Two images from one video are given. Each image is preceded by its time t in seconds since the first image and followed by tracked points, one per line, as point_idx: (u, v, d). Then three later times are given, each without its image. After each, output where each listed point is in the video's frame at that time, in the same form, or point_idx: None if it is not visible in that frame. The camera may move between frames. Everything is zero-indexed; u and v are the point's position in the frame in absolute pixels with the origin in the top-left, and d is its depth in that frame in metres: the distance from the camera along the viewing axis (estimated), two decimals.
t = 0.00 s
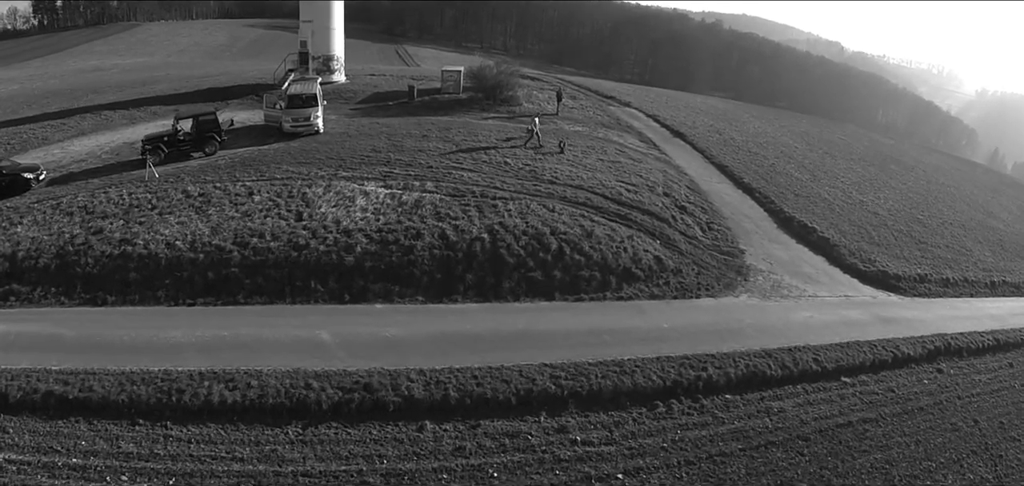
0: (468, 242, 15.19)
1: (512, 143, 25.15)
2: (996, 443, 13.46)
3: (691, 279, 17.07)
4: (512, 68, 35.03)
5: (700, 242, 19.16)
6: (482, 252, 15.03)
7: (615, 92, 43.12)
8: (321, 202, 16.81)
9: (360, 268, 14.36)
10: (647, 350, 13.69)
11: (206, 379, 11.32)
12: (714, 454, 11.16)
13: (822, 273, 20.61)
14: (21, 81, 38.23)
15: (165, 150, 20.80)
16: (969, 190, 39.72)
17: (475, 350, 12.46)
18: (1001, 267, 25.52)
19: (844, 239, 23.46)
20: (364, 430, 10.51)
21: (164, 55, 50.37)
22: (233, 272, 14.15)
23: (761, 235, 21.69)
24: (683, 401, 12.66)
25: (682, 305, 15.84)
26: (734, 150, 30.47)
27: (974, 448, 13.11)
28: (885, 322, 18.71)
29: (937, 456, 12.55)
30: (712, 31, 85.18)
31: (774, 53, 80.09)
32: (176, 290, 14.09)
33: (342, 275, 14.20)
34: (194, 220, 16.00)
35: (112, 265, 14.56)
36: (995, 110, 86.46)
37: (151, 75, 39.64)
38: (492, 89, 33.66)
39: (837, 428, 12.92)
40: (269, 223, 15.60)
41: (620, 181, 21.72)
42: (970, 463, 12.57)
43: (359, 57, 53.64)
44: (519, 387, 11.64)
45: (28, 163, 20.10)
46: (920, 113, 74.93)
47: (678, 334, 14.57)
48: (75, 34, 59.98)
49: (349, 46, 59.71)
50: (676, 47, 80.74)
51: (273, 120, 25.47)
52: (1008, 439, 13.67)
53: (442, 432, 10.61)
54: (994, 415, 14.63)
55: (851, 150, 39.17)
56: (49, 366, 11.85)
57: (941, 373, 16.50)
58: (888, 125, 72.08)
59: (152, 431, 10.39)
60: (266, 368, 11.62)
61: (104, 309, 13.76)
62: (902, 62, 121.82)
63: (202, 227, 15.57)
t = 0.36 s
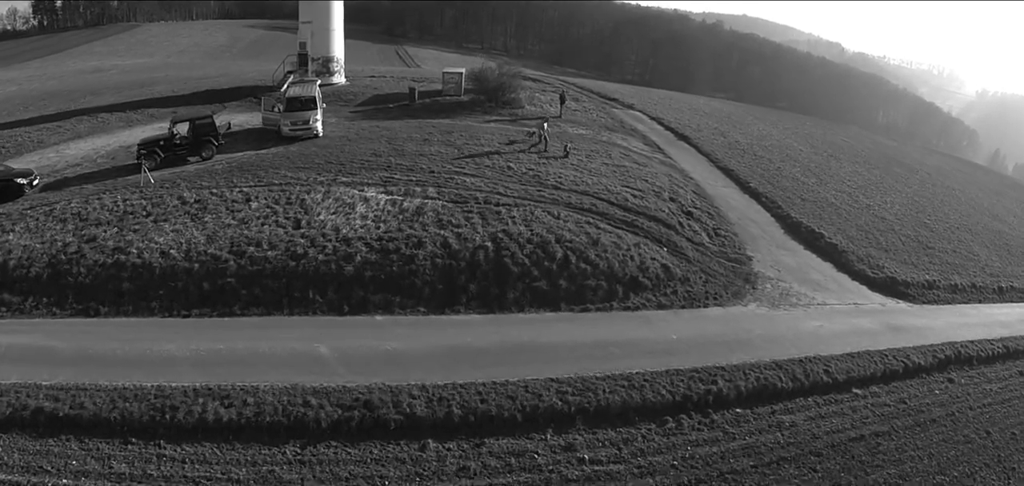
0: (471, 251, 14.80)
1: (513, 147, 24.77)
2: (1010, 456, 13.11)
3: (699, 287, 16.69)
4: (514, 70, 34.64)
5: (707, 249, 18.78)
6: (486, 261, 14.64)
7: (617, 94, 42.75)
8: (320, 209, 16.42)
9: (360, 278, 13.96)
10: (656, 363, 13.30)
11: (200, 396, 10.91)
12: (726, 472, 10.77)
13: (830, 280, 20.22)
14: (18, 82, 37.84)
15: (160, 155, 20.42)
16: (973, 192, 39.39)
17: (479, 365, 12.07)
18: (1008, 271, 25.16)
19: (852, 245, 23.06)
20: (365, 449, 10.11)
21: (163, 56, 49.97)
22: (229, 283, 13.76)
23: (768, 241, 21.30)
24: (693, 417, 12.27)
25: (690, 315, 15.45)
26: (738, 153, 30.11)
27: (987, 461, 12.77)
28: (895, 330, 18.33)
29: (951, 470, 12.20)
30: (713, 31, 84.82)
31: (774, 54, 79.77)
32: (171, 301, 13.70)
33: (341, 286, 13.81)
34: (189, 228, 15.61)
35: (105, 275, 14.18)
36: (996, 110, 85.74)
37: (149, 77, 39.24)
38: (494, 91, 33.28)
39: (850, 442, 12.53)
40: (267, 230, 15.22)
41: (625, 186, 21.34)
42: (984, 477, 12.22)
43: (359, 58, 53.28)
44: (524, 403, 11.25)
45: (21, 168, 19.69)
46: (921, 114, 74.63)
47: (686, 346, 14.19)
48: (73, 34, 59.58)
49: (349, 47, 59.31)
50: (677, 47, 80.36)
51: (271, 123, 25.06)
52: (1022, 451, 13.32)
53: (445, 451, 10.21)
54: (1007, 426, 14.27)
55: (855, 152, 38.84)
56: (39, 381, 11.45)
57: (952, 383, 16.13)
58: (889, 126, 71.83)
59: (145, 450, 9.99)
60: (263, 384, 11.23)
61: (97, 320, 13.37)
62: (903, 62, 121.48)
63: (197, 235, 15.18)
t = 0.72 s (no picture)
0: (473, 260, 14.41)
1: (514, 151, 24.40)
2: None
3: (707, 296, 16.31)
4: (516, 71, 34.25)
5: (714, 256, 18.40)
6: (488, 271, 14.25)
7: (619, 95, 42.37)
8: (318, 217, 16.04)
9: (359, 289, 13.55)
10: (664, 377, 12.92)
11: (194, 414, 10.50)
12: None
13: (838, 288, 19.84)
14: (13, 84, 37.41)
15: (155, 160, 20.01)
16: (976, 194, 39.09)
17: (482, 380, 11.68)
18: (1015, 276, 24.81)
19: (859, 250, 22.68)
20: (364, 471, 9.71)
21: (161, 57, 49.53)
22: (224, 294, 13.36)
23: (775, 247, 20.91)
24: (703, 432, 11.87)
25: (697, 325, 15.07)
26: (742, 156, 29.79)
27: (1001, 474, 12.42)
28: (904, 339, 17.96)
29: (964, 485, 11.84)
30: (713, 32, 84.59)
31: (774, 55, 79.53)
32: (164, 313, 13.30)
33: (339, 297, 13.41)
34: (184, 236, 15.21)
35: (97, 285, 13.78)
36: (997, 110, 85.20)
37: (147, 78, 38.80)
38: (495, 93, 32.92)
39: (862, 457, 12.15)
40: (263, 239, 14.82)
41: (629, 191, 20.97)
42: None
43: (359, 59, 52.93)
44: (530, 421, 10.86)
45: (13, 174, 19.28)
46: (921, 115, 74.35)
47: (695, 358, 13.80)
48: (71, 35, 59.10)
49: (349, 48, 58.90)
50: (677, 47, 79.96)
51: (268, 126, 24.66)
52: None
53: (448, 472, 9.81)
54: (1019, 437, 13.91)
55: (858, 154, 38.53)
56: (28, 398, 11.02)
57: (963, 393, 15.78)
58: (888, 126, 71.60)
59: (137, 472, 9.58)
60: (259, 401, 10.82)
61: (88, 333, 12.95)
62: (902, 63, 121.26)
63: (191, 244, 14.78)
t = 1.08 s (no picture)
0: (475, 270, 14.03)
1: (515, 155, 24.05)
2: None
3: (714, 305, 15.94)
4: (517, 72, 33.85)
5: (720, 263, 18.03)
6: (491, 282, 13.87)
7: (620, 97, 42.01)
8: (315, 225, 15.64)
9: (357, 301, 13.15)
10: (672, 391, 12.53)
11: (187, 433, 10.08)
12: None
13: (846, 295, 19.48)
14: (8, 85, 36.96)
15: (149, 165, 19.61)
16: (979, 196, 38.78)
17: (486, 396, 11.29)
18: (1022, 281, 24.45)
19: (866, 256, 22.33)
20: None
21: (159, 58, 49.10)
22: (218, 306, 12.97)
23: (782, 253, 20.55)
24: (713, 449, 11.49)
25: (705, 336, 14.70)
26: (745, 159, 29.45)
27: None
28: (913, 347, 17.62)
29: None
30: (712, 32, 84.41)
31: (773, 55, 79.37)
32: (156, 326, 12.89)
33: (337, 309, 13.02)
34: (178, 245, 14.81)
35: (87, 297, 13.36)
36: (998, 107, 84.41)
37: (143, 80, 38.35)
38: (495, 95, 32.57)
39: (874, 472, 11.79)
40: (258, 249, 14.43)
41: (634, 196, 20.60)
42: None
43: (358, 61, 52.56)
44: (536, 439, 10.46)
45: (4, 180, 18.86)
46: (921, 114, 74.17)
47: (703, 371, 13.43)
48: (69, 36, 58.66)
49: (347, 49, 58.47)
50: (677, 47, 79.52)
51: (264, 130, 24.25)
52: None
53: None
54: None
55: (861, 156, 38.22)
56: (15, 415, 10.59)
57: (974, 403, 15.43)
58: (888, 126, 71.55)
59: None
60: (255, 420, 10.41)
61: (78, 347, 12.53)
62: (901, 63, 121.03)
63: (184, 253, 14.38)
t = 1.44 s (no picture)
0: (477, 280, 13.66)
1: (515, 159, 23.69)
2: None
3: (722, 314, 15.59)
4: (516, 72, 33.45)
5: (726, 270, 17.68)
6: (494, 292, 13.50)
7: (620, 98, 41.67)
8: (312, 233, 15.26)
9: (356, 313, 12.76)
10: (681, 405, 12.16)
11: (179, 454, 9.67)
12: None
13: (854, 301, 19.13)
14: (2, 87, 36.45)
15: (141, 171, 19.20)
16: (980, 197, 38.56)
17: (489, 413, 10.91)
18: None
19: (872, 261, 21.98)
20: None
21: (155, 59, 48.64)
22: (211, 319, 12.57)
23: (788, 259, 20.19)
24: (723, 466, 11.13)
25: (713, 347, 14.33)
26: (748, 162, 29.12)
27: None
28: (922, 355, 17.27)
29: None
30: (710, 32, 84.22)
31: (772, 55, 79.20)
32: (148, 340, 12.48)
33: (335, 322, 12.63)
34: (170, 254, 14.40)
35: (77, 309, 12.95)
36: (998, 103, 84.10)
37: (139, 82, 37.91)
38: (495, 97, 32.22)
39: None
40: (253, 258, 14.04)
41: (638, 201, 20.24)
42: None
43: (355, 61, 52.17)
44: (541, 459, 10.09)
45: None
46: (920, 112, 74.25)
47: (712, 384, 13.07)
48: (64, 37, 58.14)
49: (345, 49, 58.04)
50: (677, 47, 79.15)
51: (260, 134, 23.85)
52: None
53: None
54: None
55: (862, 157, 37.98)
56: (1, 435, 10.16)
57: (984, 412, 15.12)
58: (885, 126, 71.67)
59: None
60: (250, 439, 10.02)
61: (67, 361, 12.10)
62: (900, 63, 120.91)
63: (177, 263, 13.98)
